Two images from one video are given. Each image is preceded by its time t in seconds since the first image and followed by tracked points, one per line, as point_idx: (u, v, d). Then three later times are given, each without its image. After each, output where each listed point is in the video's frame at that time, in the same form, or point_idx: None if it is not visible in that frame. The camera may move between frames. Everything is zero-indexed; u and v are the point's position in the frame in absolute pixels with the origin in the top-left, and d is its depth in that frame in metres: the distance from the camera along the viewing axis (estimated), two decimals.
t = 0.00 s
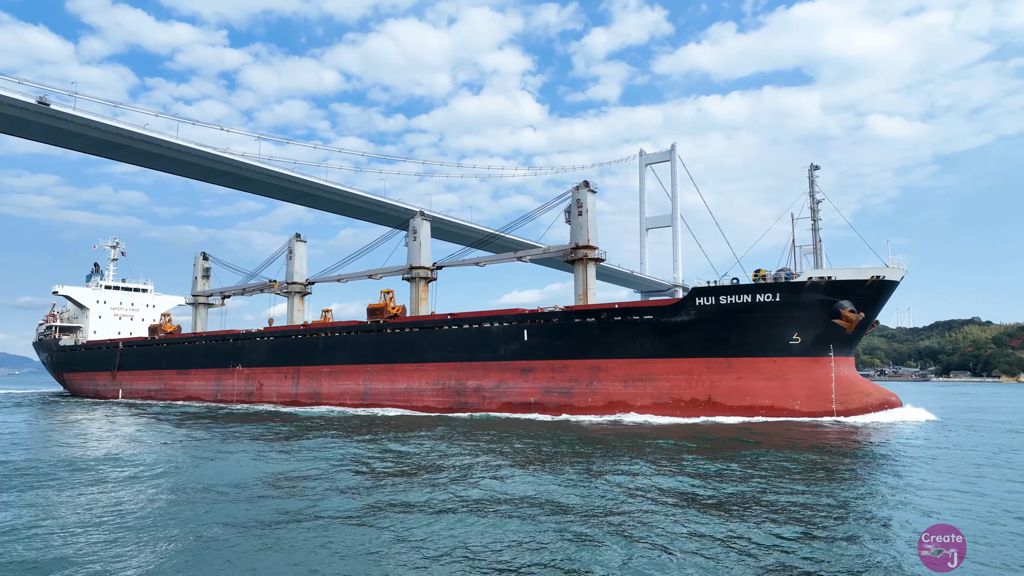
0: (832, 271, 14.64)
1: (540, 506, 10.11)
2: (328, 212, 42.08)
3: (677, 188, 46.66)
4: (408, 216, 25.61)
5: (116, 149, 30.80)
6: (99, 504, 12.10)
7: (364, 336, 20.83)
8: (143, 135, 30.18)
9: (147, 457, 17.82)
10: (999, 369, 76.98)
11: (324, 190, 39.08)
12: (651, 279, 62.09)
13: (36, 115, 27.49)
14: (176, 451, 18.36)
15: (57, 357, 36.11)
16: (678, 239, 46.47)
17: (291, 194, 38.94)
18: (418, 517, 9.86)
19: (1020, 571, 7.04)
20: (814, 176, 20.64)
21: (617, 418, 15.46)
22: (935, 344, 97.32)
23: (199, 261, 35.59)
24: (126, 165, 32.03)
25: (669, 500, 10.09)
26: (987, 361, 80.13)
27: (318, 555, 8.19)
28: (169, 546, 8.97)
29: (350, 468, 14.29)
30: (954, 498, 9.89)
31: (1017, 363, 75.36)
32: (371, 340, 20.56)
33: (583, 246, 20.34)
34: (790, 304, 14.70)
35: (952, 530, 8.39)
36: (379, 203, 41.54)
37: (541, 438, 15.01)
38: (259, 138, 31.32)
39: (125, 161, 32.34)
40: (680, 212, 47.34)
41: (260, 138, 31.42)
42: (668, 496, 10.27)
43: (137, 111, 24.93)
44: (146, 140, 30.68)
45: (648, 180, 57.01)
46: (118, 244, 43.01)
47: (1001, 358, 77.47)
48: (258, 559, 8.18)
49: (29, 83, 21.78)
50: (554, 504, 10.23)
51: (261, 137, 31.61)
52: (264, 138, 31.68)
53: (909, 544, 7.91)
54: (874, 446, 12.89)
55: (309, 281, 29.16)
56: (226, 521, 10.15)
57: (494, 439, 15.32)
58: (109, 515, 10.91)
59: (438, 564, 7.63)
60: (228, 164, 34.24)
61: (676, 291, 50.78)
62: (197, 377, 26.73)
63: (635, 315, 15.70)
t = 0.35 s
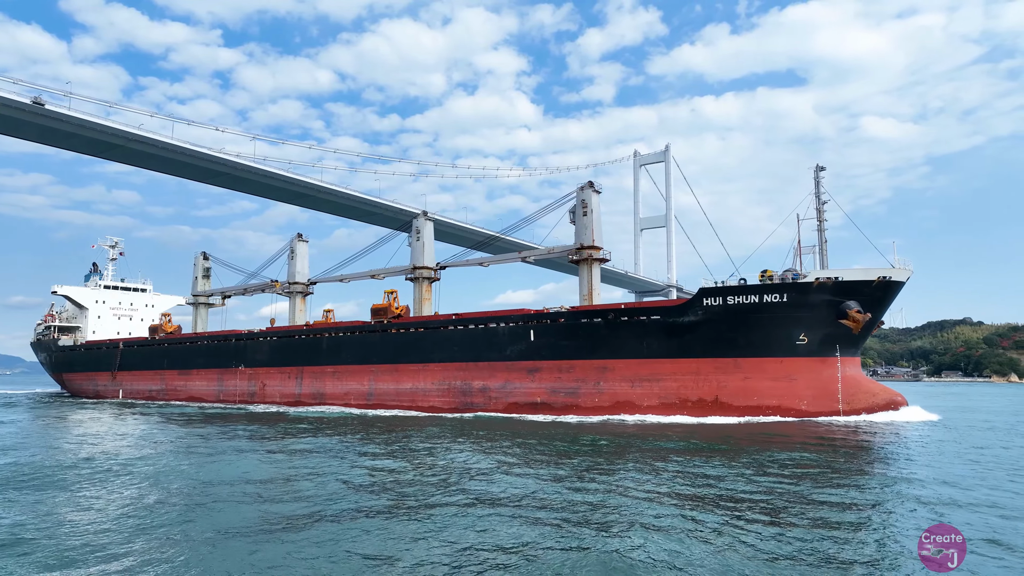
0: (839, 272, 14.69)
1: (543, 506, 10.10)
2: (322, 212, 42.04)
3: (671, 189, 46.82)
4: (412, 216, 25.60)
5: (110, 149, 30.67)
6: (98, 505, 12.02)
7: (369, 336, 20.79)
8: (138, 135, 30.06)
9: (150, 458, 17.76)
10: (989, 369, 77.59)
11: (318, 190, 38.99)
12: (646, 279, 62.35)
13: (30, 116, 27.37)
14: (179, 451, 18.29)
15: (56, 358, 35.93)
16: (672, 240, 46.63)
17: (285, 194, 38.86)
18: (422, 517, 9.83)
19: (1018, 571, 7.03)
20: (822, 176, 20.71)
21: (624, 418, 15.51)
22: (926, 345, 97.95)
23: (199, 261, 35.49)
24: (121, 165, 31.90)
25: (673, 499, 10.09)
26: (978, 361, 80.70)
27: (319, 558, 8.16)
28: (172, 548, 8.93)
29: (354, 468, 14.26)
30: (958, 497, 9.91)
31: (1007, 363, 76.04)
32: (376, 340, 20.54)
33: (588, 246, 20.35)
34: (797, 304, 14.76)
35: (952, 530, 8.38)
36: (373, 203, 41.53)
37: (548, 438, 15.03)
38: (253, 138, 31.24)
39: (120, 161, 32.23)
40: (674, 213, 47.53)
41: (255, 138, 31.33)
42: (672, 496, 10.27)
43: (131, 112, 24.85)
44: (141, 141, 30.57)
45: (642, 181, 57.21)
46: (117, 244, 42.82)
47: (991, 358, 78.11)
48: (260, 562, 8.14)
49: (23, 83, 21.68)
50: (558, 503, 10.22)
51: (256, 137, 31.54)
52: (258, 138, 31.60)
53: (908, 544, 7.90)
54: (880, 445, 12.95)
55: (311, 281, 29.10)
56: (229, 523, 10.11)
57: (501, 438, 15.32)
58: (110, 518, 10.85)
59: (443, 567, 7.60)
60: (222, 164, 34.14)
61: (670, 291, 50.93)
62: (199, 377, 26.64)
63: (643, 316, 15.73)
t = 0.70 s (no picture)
0: (845, 272, 14.72)
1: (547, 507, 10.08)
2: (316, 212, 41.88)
3: (664, 190, 46.80)
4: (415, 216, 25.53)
5: (104, 149, 30.51)
6: (99, 507, 11.95)
7: (372, 336, 20.75)
8: (131, 135, 29.90)
9: (151, 459, 17.66)
10: (979, 369, 78.05)
11: (312, 190, 38.85)
12: (639, 280, 62.48)
13: (24, 116, 27.21)
14: (181, 452, 18.22)
15: (54, 358, 35.70)
16: (666, 240, 46.66)
17: (278, 194, 38.69)
18: (426, 518, 9.80)
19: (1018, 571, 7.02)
20: (826, 177, 20.73)
21: (630, 418, 15.52)
22: (918, 345, 98.52)
23: (199, 260, 35.34)
24: (115, 165, 31.74)
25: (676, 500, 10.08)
26: (968, 361, 80.88)
27: (321, 559, 8.14)
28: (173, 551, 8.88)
29: (356, 469, 14.22)
30: (960, 497, 9.93)
31: (997, 363, 76.52)
32: (379, 340, 20.50)
33: (592, 246, 20.37)
34: (803, 304, 14.81)
35: (951, 530, 8.37)
36: (365, 203, 41.42)
37: (554, 438, 15.04)
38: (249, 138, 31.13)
39: (114, 161, 32.05)
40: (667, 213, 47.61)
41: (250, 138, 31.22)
42: (676, 496, 10.25)
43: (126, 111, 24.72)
44: (135, 141, 30.41)
45: (635, 182, 57.30)
46: (115, 244, 42.55)
47: (981, 358, 78.58)
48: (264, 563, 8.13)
49: (17, 82, 21.55)
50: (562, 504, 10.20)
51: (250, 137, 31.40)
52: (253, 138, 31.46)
53: (908, 544, 7.90)
54: (883, 445, 12.99)
55: (312, 281, 29.01)
56: (231, 526, 10.08)
57: (507, 439, 15.30)
58: (111, 520, 10.77)
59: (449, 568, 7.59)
60: (216, 165, 33.97)
61: (662, 291, 50.88)
62: (199, 377, 26.53)
63: (649, 316, 15.76)
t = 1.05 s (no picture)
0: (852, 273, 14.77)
1: (552, 506, 10.04)
2: (310, 213, 41.76)
3: (658, 190, 46.81)
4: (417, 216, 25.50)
5: (98, 149, 30.33)
6: (100, 508, 11.84)
7: (376, 336, 20.71)
8: (124, 135, 29.74)
9: (152, 459, 17.55)
10: (970, 369, 78.49)
11: (306, 190, 38.74)
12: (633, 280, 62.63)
13: (17, 115, 27.04)
14: (184, 452, 18.12)
15: (52, 358, 35.48)
16: (659, 241, 46.68)
17: (271, 195, 38.55)
18: (430, 518, 9.74)
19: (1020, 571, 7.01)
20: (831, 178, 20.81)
21: (637, 418, 15.53)
22: (909, 345, 99.09)
23: (198, 260, 35.18)
24: (108, 165, 31.55)
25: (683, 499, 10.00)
26: (959, 361, 81.19)
27: (320, 558, 8.06)
28: (168, 553, 8.74)
29: (360, 470, 14.13)
30: (963, 496, 9.94)
31: (987, 362, 77.02)
32: (384, 340, 20.45)
33: (596, 247, 20.39)
34: (809, 305, 14.86)
35: (952, 530, 8.36)
36: (357, 203, 41.32)
37: (561, 438, 15.00)
38: (244, 138, 31.00)
39: (108, 161, 31.91)
40: (660, 214, 47.65)
41: (246, 138, 31.08)
42: (685, 496, 10.22)
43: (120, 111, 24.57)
44: (128, 141, 30.23)
45: (628, 182, 57.39)
46: (112, 243, 42.28)
47: (971, 358, 79.02)
48: (261, 565, 8.02)
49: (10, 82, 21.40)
50: (567, 503, 10.13)
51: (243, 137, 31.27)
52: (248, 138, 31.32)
53: (909, 543, 7.90)
54: (890, 445, 13.01)
55: (313, 281, 28.92)
56: (231, 527, 9.98)
57: (514, 439, 15.29)
58: (110, 521, 10.66)
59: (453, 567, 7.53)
60: (210, 165, 33.85)
61: (656, 292, 50.98)
62: (201, 377, 26.40)
63: (656, 316, 15.78)
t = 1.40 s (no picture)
0: (859, 273, 14.83)
1: (557, 506, 10.04)
2: (305, 213, 41.63)
3: (653, 191, 46.86)
4: (421, 216, 25.47)
5: (93, 149, 30.18)
6: (103, 510, 11.81)
7: (381, 336, 20.68)
8: (120, 135, 29.59)
9: (155, 461, 17.48)
10: (961, 369, 78.90)
11: (301, 190, 38.63)
12: (628, 281, 62.89)
13: (11, 115, 26.88)
14: (187, 453, 18.06)
15: (51, 358, 35.30)
16: (653, 242, 46.72)
17: (266, 195, 38.40)
18: (436, 517, 9.74)
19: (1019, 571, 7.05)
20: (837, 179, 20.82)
21: (644, 418, 15.56)
22: (901, 345, 99.66)
23: (199, 260, 35.04)
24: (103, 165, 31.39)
25: (688, 500, 10.04)
26: (950, 361, 81.44)
27: (326, 559, 8.04)
28: (174, 556, 8.71)
29: (364, 470, 14.11)
30: (965, 496, 10.01)
31: (978, 362, 77.51)
32: (389, 340, 20.43)
33: (602, 247, 20.41)
34: (817, 305, 14.90)
35: (952, 530, 8.40)
36: (352, 203, 41.22)
37: (568, 438, 15.01)
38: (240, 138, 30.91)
39: (102, 161, 31.73)
40: (654, 214, 47.47)
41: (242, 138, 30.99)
42: (691, 496, 10.22)
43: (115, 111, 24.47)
44: (123, 141, 30.08)
45: (622, 182, 57.43)
46: (111, 242, 42.08)
47: (963, 358, 79.41)
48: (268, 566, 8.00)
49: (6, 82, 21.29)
50: (573, 504, 10.13)
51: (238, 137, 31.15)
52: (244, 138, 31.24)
53: (908, 544, 7.95)
54: (895, 445, 13.05)
55: (315, 281, 28.84)
56: (235, 529, 9.95)
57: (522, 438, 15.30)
58: (112, 524, 10.59)
59: (464, 566, 7.53)
60: (205, 165, 33.71)
61: (650, 292, 51.06)
62: (203, 377, 26.32)
63: (663, 317, 15.80)
